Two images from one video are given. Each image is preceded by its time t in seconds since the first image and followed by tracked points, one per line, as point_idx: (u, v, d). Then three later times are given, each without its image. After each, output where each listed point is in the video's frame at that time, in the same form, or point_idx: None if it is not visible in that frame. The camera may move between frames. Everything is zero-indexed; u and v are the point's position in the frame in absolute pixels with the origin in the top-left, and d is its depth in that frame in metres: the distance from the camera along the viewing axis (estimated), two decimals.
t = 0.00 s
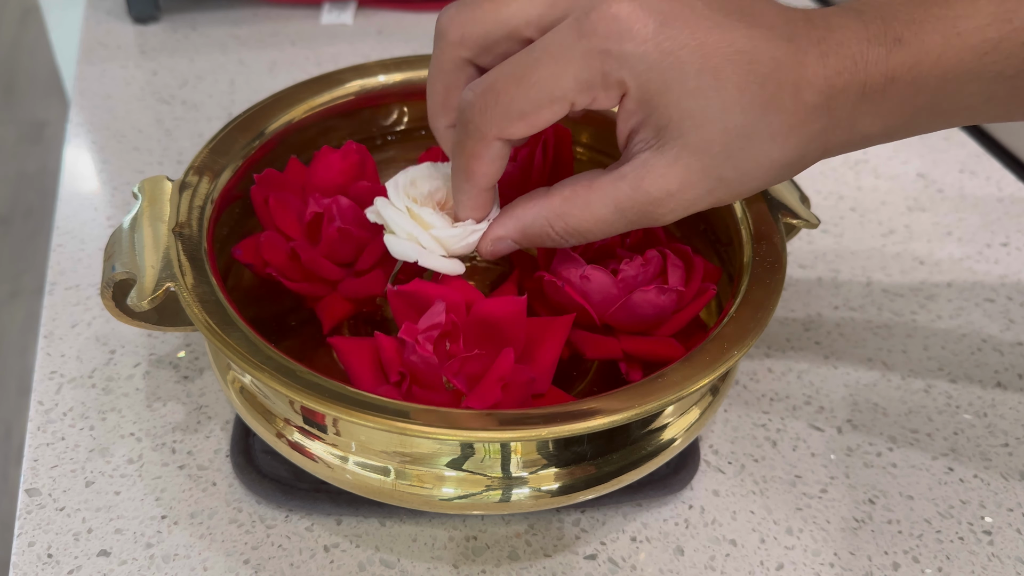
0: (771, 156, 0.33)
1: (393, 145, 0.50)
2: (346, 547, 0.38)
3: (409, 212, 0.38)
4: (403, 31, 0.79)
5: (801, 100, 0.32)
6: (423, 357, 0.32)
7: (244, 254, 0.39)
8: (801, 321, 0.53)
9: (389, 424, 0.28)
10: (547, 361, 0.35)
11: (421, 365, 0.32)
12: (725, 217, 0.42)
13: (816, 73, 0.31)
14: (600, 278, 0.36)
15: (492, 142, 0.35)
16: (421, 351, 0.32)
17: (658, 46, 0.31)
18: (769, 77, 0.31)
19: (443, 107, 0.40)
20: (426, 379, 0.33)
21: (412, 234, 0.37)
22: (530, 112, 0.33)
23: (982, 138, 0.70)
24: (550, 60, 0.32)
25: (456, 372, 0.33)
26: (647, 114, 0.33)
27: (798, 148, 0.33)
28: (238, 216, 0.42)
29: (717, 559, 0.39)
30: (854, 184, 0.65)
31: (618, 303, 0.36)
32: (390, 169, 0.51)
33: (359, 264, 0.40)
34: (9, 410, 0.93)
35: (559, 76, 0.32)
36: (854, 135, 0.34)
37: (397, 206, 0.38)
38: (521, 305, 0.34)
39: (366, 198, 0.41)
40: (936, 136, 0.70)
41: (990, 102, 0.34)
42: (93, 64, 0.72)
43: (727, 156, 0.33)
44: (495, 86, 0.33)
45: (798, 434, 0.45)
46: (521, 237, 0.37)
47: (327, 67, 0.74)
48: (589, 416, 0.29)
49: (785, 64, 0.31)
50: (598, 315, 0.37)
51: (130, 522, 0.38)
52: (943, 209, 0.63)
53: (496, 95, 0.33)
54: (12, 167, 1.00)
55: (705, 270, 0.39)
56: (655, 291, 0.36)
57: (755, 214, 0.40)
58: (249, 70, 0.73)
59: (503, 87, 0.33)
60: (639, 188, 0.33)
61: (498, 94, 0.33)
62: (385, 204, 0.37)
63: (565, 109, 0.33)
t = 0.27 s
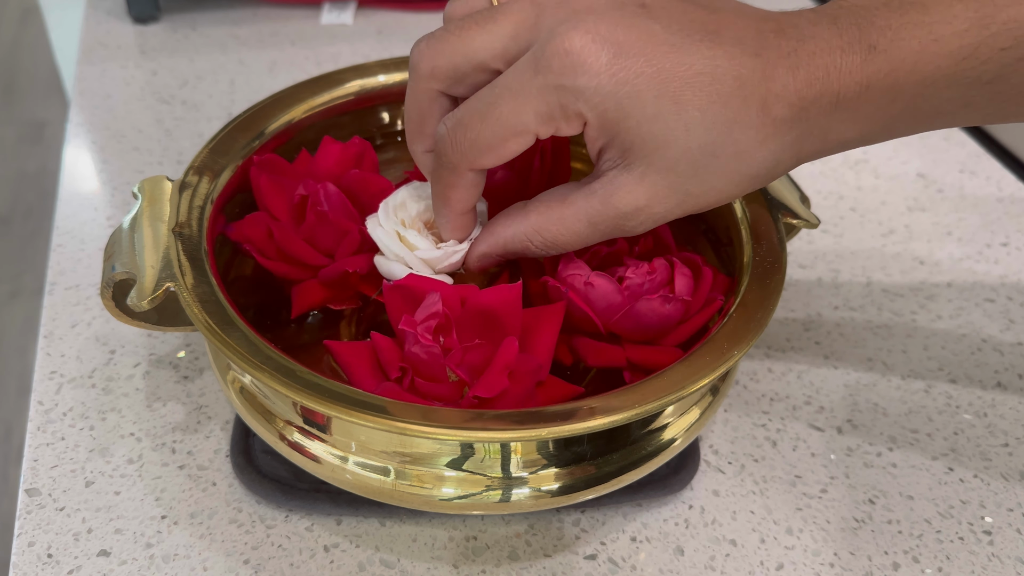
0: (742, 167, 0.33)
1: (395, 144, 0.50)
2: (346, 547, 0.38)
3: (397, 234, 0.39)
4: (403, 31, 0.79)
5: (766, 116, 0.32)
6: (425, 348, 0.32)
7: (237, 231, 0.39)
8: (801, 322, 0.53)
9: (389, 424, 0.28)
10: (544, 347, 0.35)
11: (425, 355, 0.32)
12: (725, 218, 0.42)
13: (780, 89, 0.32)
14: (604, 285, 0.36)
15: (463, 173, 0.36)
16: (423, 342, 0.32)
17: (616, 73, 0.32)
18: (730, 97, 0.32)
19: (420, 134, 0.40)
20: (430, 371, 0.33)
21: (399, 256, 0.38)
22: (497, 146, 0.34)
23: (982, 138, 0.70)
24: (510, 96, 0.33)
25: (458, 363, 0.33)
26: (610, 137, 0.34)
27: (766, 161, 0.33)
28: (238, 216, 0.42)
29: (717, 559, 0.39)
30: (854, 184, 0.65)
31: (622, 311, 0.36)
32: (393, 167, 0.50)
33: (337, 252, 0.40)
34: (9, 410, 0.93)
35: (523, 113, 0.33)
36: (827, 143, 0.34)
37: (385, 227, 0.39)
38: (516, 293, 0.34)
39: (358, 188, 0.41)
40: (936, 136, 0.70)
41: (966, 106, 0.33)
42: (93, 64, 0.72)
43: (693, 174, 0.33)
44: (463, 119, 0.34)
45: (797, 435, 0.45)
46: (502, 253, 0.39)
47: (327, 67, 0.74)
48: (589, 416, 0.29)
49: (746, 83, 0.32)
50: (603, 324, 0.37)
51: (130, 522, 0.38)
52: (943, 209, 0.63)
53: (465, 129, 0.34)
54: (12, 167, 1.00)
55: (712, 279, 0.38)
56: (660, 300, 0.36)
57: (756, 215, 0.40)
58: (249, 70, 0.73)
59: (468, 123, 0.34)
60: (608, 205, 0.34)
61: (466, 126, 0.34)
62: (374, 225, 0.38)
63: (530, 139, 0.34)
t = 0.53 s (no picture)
0: (728, 157, 0.33)
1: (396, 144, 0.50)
2: (346, 547, 0.38)
3: (387, 248, 0.39)
4: (403, 31, 0.79)
5: (748, 102, 0.32)
6: (425, 351, 0.32)
7: (235, 231, 0.38)
8: (801, 322, 0.53)
9: (390, 424, 0.28)
10: (541, 341, 0.35)
11: (425, 359, 0.32)
12: (725, 217, 0.42)
13: (760, 74, 0.32)
14: (597, 279, 0.36)
15: (447, 186, 0.36)
16: (422, 345, 0.32)
17: (592, 72, 0.32)
18: (711, 84, 0.32)
19: (406, 160, 0.40)
20: (430, 374, 0.33)
21: (386, 269, 0.38)
22: (479, 156, 0.34)
23: (982, 138, 0.70)
24: (487, 107, 0.33)
25: (457, 364, 0.33)
26: (593, 136, 0.34)
27: (752, 147, 0.33)
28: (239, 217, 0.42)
29: (717, 559, 0.39)
30: (854, 184, 0.65)
31: (612, 305, 0.36)
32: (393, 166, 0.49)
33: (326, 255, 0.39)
34: (8, 410, 0.93)
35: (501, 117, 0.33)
36: (812, 128, 0.34)
37: (377, 239, 0.39)
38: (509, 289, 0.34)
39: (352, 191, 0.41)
40: (936, 136, 0.70)
41: (949, 94, 0.33)
42: (93, 64, 0.72)
43: (679, 164, 0.33)
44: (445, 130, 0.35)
45: (797, 435, 0.45)
46: (493, 249, 0.39)
47: (327, 67, 0.74)
48: (589, 417, 0.29)
49: (725, 69, 0.32)
50: (593, 317, 0.37)
51: (130, 522, 0.38)
52: (943, 209, 0.63)
53: (447, 144, 0.35)
54: (12, 167, 1.00)
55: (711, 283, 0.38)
56: (650, 297, 0.36)
57: (756, 214, 0.40)
58: (249, 70, 0.73)
59: (449, 135, 0.34)
60: (596, 198, 0.34)
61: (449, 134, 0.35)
62: (367, 234, 0.39)
63: (511, 148, 0.35)
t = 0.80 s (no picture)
0: (732, 157, 0.33)
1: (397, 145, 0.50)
2: (346, 547, 0.38)
3: (386, 267, 0.39)
4: (403, 31, 0.79)
5: (744, 104, 0.32)
6: (425, 354, 0.32)
7: (230, 232, 0.38)
8: (801, 322, 0.53)
9: (389, 424, 0.28)
10: (539, 339, 0.35)
11: (425, 362, 0.32)
12: (725, 218, 0.42)
13: (752, 75, 0.32)
14: (604, 285, 0.36)
15: (445, 214, 0.37)
16: (422, 348, 0.32)
17: (584, 93, 0.32)
18: (705, 90, 0.32)
19: (398, 187, 0.39)
20: (430, 376, 0.33)
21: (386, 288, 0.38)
22: (476, 182, 0.35)
23: (982, 138, 0.70)
24: (482, 135, 0.34)
25: (457, 365, 0.33)
26: (591, 153, 0.33)
27: (752, 147, 0.33)
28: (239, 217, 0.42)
29: (718, 559, 0.39)
30: (854, 184, 0.65)
31: (621, 311, 0.36)
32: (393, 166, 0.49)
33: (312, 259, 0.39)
34: (8, 410, 0.93)
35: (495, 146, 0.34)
36: (810, 125, 0.33)
37: (376, 259, 0.39)
38: (505, 289, 0.34)
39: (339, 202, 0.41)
40: (936, 136, 0.70)
41: (944, 89, 0.33)
42: (93, 64, 0.72)
43: (681, 170, 0.33)
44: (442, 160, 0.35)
45: (797, 435, 0.45)
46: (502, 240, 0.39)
47: (327, 67, 0.74)
48: (589, 417, 0.29)
49: (718, 74, 0.32)
50: (602, 323, 0.37)
51: (130, 522, 0.38)
52: (943, 209, 0.63)
53: (443, 171, 0.35)
54: (12, 167, 1.00)
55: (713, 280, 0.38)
56: (659, 300, 0.36)
57: (756, 214, 0.40)
58: (249, 70, 0.73)
59: (447, 164, 0.35)
60: (606, 209, 0.34)
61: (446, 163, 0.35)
62: (366, 255, 0.39)
63: (506, 173, 0.35)
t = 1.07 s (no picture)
0: (744, 113, 0.33)
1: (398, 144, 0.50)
2: (346, 547, 0.38)
3: (425, 247, 0.39)
4: (403, 31, 0.79)
5: (762, 55, 0.32)
6: (439, 348, 0.32)
7: (244, 234, 0.39)
8: (801, 322, 0.53)
9: (389, 424, 0.28)
10: (554, 351, 0.35)
11: (437, 356, 0.32)
12: (725, 218, 0.42)
13: (775, 31, 0.32)
14: (618, 294, 0.36)
15: (438, 122, 0.36)
16: (438, 342, 0.32)
17: (606, 18, 0.32)
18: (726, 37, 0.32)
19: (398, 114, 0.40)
20: (441, 372, 0.33)
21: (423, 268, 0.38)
22: (477, 93, 0.34)
23: (982, 138, 0.70)
24: (495, 42, 0.33)
25: (470, 366, 0.33)
26: (604, 83, 0.33)
27: (763, 105, 0.33)
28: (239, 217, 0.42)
29: (717, 559, 0.39)
30: (854, 184, 0.65)
31: (636, 318, 0.36)
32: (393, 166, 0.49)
33: (352, 254, 0.40)
34: (8, 409, 0.93)
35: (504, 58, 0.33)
36: (825, 89, 0.34)
37: (415, 241, 0.39)
38: (534, 297, 0.34)
39: (372, 194, 0.41)
40: (936, 136, 0.70)
41: (963, 60, 0.34)
42: (93, 64, 0.72)
43: (691, 114, 0.33)
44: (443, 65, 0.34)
45: (797, 434, 0.45)
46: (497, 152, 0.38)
47: (327, 67, 0.74)
48: (589, 416, 0.29)
49: (741, 23, 0.32)
50: (616, 332, 0.37)
51: (130, 522, 0.38)
52: (943, 209, 0.63)
53: (446, 77, 0.34)
54: (12, 167, 1.00)
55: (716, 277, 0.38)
56: (672, 305, 0.36)
57: (755, 213, 0.40)
58: (249, 69, 0.73)
59: (451, 71, 0.34)
60: (608, 139, 0.34)
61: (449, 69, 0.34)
62: (402, 235, 0.39)
63: (511, 92, 0.34)
